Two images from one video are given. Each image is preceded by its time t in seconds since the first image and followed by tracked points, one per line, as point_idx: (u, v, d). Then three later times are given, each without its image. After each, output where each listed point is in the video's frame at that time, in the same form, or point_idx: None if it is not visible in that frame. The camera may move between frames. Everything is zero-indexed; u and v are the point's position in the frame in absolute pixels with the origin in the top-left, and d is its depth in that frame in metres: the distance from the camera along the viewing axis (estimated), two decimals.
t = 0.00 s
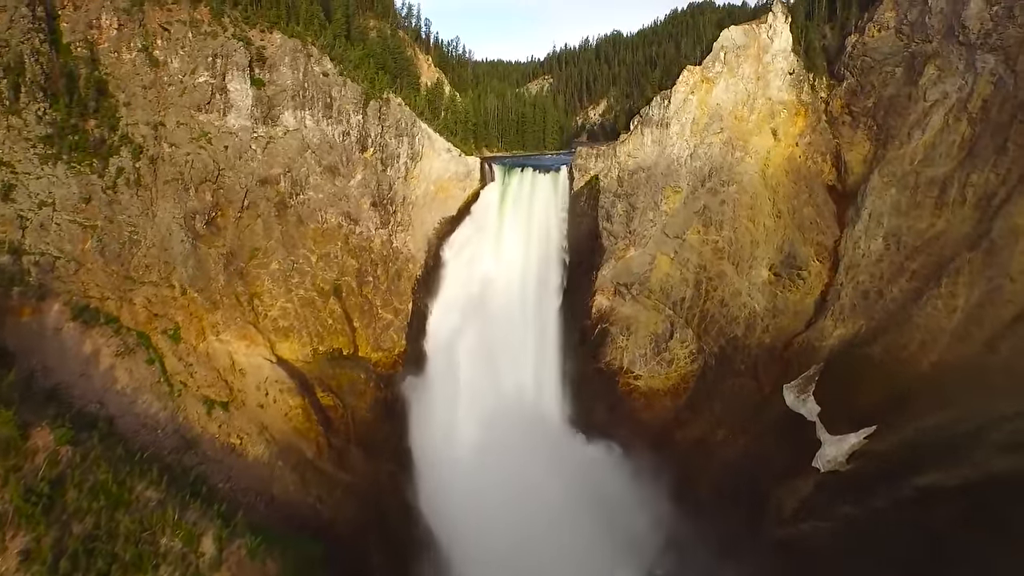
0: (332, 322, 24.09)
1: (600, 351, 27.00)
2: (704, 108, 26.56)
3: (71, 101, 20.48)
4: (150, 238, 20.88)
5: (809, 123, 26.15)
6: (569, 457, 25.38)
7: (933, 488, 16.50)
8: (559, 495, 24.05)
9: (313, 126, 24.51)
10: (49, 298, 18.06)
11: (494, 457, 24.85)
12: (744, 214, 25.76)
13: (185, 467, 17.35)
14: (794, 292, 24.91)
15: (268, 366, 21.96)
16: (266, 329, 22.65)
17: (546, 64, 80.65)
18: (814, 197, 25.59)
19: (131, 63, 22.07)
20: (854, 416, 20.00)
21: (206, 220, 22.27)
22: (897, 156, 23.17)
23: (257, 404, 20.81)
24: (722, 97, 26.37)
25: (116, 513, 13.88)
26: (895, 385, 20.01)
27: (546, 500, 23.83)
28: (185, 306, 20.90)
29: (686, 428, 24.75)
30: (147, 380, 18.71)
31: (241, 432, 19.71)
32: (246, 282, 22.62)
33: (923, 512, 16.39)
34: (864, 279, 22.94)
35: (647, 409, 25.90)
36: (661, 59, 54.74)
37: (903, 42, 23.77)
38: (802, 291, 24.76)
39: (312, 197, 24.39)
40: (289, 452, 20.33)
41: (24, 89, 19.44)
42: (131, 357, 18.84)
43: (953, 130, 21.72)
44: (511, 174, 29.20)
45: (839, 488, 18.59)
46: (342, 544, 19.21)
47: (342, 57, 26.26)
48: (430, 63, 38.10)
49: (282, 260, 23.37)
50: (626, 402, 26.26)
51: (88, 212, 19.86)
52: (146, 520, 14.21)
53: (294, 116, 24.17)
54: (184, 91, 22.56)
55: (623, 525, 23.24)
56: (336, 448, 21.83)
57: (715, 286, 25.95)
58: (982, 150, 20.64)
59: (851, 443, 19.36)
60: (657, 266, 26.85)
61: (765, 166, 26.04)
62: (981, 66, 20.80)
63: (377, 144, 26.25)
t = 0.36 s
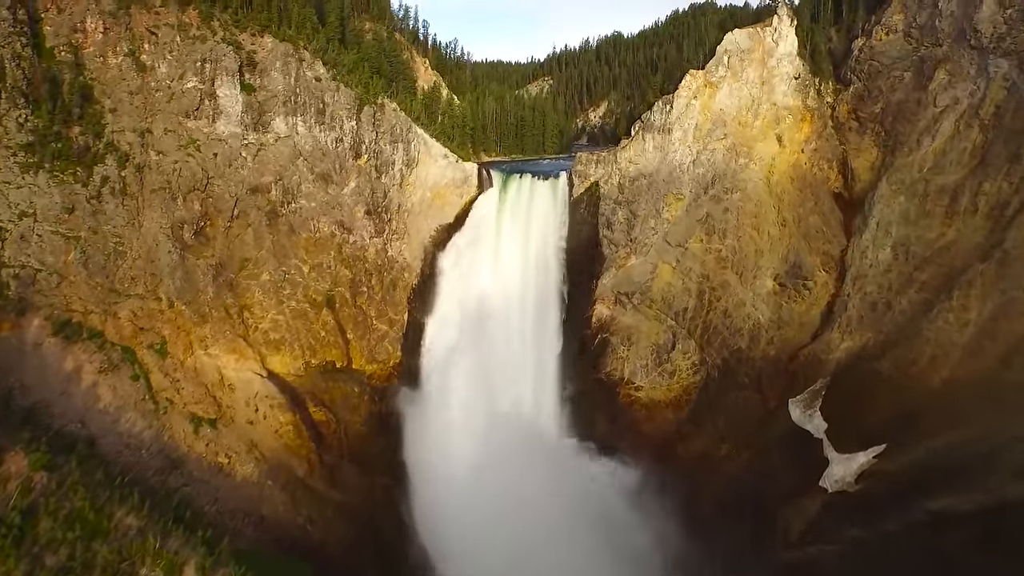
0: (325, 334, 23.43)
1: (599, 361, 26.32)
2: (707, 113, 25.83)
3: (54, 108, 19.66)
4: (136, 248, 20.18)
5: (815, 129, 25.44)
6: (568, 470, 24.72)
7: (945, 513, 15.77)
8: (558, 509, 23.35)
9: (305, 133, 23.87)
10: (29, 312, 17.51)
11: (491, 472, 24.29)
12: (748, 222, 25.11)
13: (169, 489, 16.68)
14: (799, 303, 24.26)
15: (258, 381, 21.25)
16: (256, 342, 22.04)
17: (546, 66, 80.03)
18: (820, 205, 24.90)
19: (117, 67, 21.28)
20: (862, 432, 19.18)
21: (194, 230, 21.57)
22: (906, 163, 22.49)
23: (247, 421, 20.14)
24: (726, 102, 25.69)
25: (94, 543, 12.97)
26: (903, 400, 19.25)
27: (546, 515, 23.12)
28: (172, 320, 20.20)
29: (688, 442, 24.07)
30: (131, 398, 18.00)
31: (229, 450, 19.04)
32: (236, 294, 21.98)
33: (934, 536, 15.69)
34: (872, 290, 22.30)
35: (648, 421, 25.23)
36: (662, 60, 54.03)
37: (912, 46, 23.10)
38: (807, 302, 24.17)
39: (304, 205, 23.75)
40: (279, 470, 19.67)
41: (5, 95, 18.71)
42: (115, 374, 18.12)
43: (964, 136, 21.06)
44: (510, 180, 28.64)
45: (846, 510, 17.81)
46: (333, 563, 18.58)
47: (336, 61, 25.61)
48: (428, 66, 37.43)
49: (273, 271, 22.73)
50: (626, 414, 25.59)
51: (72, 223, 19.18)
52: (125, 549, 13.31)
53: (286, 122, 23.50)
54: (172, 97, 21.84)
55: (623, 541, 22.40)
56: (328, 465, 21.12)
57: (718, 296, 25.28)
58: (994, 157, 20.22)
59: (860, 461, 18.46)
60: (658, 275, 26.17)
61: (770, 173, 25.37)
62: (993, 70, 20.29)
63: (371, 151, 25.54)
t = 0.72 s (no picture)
0: (318, 347, 22.75)
1: (599, 371, 25.72)
2: (711, 119, 25.18)
3: (37, 116, 18.84)
4: (122, 260, 19.40)
5: (822, 135, 24.76)
6: (566, 487, 24.33)
7: (962, 542, 14.71)
8: (555, 528, 22.87)
9: (298, 140, 23.28)
10: (7, 328, 16.72)
11: (487, 488, 23.86)
12: (752, 231, 24.52)
13: (153, 512, 16.00)
14: (805, 314, 23.62)
15: (248, 397, 20.44)
16: (246, 356, 21.31)
17: (546, 67, 79.56)
18: (827, 213, 24.21)
19: (103, 72, 20.53)
20: (873, 451, 18.52)
21: (183, 240, 20.85)
22: (915, 171, 21.81)
23: (236, 439, 19.42)
24: (730, 107, 24.99)
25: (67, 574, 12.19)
26: (917, 419, 18.49)
27: (542, 535, 22.62)
28: (159, 334, 19.44)
29: (692, 457, 23.42)
30: (114, 417, 17.18)
31: (217, 470, 18.29)
32: (226, 306, 21.31)
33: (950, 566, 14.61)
34: (881, 302, 21.66)
35: (651, 434, 24.57)
36: (664, 62, 53.47)
37: (922, 49, 22.40)
38: (814, 313, 23.51)
39: (296, 214, 23.13)
40: (269, 491, 18.94)
41: None
42: (97, 393, 17.27)
43: (976, 142, 20.16)
44: (507, 186, 28.12)
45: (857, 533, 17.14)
46: None
47: (329, 65, 25.00)
48: (426, 69, 36.89)
49: (264, 282, 22.03)
50: (628, 427, 24.93)
51: (54, 234, 18.31)
52: None
53: (277, 129, 22.93)
54: (160, 103, 21.14)
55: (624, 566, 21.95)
56: (319, 483, 20.38)
57: (722, 307, 24.65)
58: (1009, 165, 19.01)
59: (869, 482, 17.68)
60: (660, 284, 25.59)
61: (775, 180, 24.76)
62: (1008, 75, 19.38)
63: (365, 158, 25.00)
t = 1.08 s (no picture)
0: (310, 361, 22.09)
1: (599, 382, 25.18)
2: (714, 125, 24.48)
3: (17, 121, 17.93)
4: (106, 272, 18.66)
5: (828, 141, 24.04)
6: (566, 500, 23.73)
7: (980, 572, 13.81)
8: (555, 543, 22.31)
9: (288, 147, 22.61)
10: None
11: (486, 502, 23.34)
12: (756, 240, 23.85)
13: (131, 538, 15.29)
14: (812, 326, 22.93)
15: (236, 413, 19.75)
16: (235, 370, 20.65)
17: (546, 68, 78.96)
18: (833, 222, 23.51)
19: (86, 77, 19.74)
20: (882, 472, 17.92)
21: (170, 251, 20.21)
22: (925, 178, 21.06)
23: (223, 457, 18.75)
24: (734, 113, 24.28)
25: None
26: (929, 439, 17.79)
27: (541, 551, 22.11)
28: (144, 349, 18.71)
29: (695, 473, 22.78)
30: (95, 437, 16.50)
31: (203, 490, 17.61)
32: (214, 319, 20.66)
33: None
34: (889, 314, 20.99)
35: (652, 448, 23.98)
36: (664, 64, 52.83)
37: (932, 53, 21.66)
38: (820, 325, 22.82)
39: (287, 224, 22.47)
40: (257, 512, 18.27)
41: None
42: (78, 412, 16.58)
43: (989, 150, 19.43)
44: (505, 193, 27.54)
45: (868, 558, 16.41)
46: None
47: (321, 70, 24.32)
48: (423, 72, 36.25)
49: (254, 294, 21.39)
50: (628, 440, 24.38)
51: (33, 246, 17.53)
52: None
53: (267, 135, 22.23)
54: (146, 109, 20.39)
55: None
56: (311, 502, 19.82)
57: (725, 318, 23.97)
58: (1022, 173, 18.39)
59: (880, 503, 17.07)
60: (662, 293, 24.91)
61: (781, 188, 24.08)
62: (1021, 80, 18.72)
63: (358, 165, 24.32)
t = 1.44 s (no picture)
0: (300, 375, 21.36)
1: (600, 394, 24.51)
2: (718, 130, 23.74)
3: None
4: (88, 285, 17.99)
5: (836, 148, 23.31)
6: (567, 515, 23.22)
7: None
8: (556, 561, 21.64)
9: (279, 154, 21.93)
10: None
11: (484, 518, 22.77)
12: (761, 249, 23.17)
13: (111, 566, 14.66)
14: (819, 339, 22.25)
15: (224, 430, 18.95)
16: (223, 385, 19.96)
17: (546, 69, 78.29)
18: (841, 231, 22.82)
19: (68, 82, 18.99)
20: (895, 491, 17.18)
21: (156, 262, 19.52)
22: (937, 186, 20.30)
23: (210, 476, 18.07)
24: (738, 118, 23.55)
25: None
26: (942, 459, 17.10)
27: (541, 567, 21.47)
28: (128, 365, 18.02)
29: (697, 490, 22.19)
30: (74, 458, 15.83)
31: (188, 512, 16.98)
32: (202, 332, 19.98)
33: None
34: (899, 327, 20.30)
35: (654, 461, 23.38)
36: (666, 65, 52.10)
37: (944, 56, 20.85)
38: (827, 337, 22.15)
39: (277, 233, 21.80)
40: (246, 533, 17.67)
41: None
42: (56, 432, 15.89)
43: (1003, 157, 18.56)
44: (504, 199, 26.81)
45: None
46: None
47: (313, 74, 23.59)
48: (420, 74, 35.56)
49: (243, 306, 20.70)
50: (630, 452, 23.79)
51: (12, 258, 16.90)
52: None
53: (257, 142, 21.54)
54: (131, 115, 19.68)
55: None
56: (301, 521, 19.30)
57: (729, 330, 23.30)
58: None
59: (891, 526, 16.21)
60: (664, 303, 24.22)
61: (787, 196, 23.37)
62: None
63: (352, 172, 23.63)
